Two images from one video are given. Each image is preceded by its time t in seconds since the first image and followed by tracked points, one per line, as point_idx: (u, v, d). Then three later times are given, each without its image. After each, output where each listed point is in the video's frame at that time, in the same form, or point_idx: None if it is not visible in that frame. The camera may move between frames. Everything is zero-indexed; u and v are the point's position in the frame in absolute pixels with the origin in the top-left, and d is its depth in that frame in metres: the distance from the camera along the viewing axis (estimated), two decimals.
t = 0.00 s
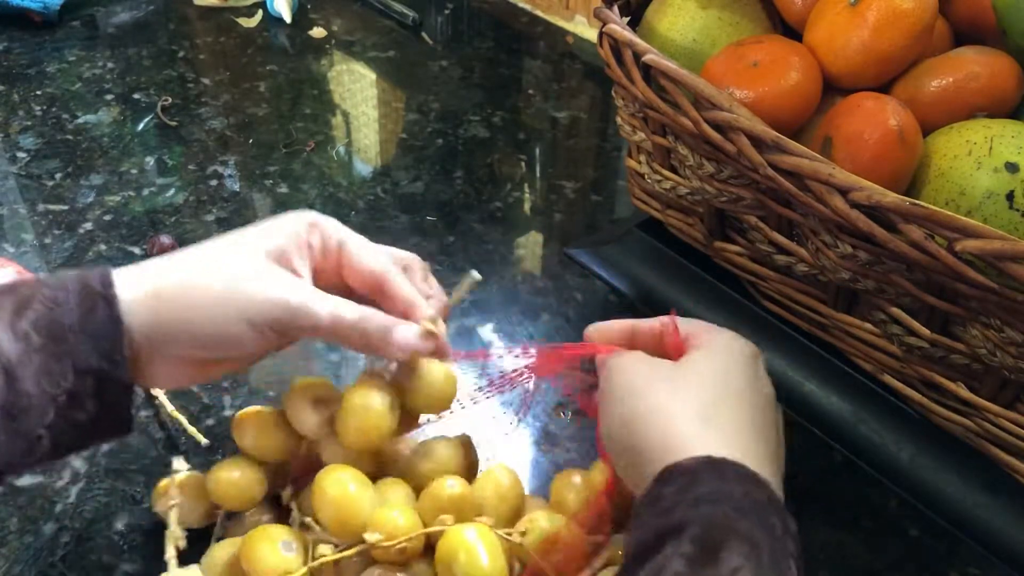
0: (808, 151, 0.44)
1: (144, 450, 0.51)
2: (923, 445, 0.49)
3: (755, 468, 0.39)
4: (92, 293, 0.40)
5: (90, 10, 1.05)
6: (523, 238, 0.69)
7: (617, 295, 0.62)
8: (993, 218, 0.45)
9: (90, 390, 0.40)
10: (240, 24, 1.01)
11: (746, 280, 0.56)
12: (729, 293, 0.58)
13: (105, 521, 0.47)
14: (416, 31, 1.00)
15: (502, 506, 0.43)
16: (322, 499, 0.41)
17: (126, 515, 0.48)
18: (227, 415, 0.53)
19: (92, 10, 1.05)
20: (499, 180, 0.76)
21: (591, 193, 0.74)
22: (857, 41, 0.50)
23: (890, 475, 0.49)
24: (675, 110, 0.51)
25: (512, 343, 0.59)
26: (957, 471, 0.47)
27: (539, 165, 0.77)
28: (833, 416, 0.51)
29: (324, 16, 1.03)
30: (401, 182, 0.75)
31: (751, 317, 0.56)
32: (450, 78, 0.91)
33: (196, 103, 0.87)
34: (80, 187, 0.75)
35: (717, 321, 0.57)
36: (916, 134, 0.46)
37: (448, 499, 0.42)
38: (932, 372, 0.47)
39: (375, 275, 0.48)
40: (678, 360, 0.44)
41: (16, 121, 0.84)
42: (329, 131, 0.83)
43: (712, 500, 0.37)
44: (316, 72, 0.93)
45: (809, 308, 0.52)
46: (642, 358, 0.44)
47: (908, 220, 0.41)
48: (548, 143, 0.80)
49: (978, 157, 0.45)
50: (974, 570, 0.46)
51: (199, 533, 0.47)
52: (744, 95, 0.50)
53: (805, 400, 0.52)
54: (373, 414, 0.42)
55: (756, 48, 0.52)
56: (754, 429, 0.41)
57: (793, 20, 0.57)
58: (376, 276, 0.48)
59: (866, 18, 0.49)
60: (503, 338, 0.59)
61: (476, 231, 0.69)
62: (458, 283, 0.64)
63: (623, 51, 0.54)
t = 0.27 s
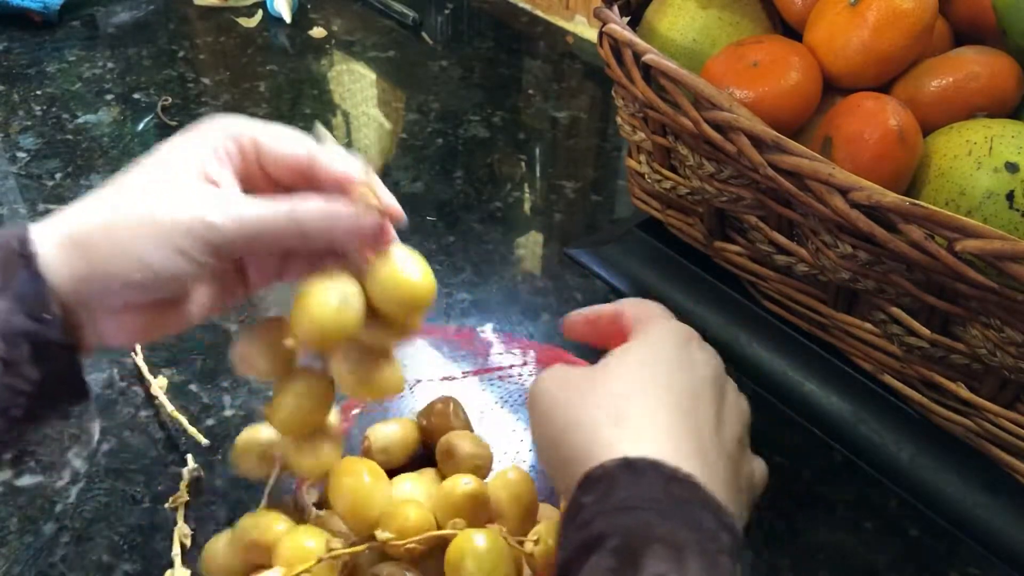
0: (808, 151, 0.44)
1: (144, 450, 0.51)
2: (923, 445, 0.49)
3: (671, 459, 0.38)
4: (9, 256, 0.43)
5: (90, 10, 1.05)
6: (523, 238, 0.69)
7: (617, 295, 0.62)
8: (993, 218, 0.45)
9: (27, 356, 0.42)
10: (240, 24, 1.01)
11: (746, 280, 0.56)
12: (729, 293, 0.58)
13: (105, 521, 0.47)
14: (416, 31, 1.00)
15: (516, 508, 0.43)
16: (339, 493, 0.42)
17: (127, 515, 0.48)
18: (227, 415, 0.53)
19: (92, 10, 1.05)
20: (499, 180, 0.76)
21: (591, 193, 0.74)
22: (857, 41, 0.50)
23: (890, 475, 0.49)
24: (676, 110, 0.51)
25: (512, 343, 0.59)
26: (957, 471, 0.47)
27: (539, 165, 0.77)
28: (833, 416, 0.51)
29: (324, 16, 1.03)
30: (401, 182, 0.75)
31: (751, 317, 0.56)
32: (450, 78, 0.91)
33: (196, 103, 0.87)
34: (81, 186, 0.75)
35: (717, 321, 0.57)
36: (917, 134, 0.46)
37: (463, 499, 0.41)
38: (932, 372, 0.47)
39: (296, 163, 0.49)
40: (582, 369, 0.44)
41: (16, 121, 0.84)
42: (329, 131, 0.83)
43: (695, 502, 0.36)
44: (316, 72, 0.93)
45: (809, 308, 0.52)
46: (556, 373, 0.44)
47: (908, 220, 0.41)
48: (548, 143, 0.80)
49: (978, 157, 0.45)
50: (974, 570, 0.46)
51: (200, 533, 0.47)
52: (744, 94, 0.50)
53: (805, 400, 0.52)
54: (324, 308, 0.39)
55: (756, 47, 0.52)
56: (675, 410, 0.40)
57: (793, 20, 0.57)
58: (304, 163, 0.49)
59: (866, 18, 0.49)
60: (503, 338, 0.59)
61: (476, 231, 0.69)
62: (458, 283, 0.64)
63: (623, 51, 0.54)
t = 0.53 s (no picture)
0: (808, 151, 0.44)
1: (144, 450, 0.51)
2: (923, 445, 0.49)
3: (660, 507, 0.36)
4: None
5: (90, 9, 1.05)
6: (523, 238, 0.69)
7: (617, 295, 0.62)
8: (993, 218, 0.45)
9: None
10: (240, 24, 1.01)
11: (746, 280, 0.56)
12: (729, 293, 0.58)
13: (105, 521, 0.47)
14: (416, 31, 1.00)
15: (539, 513, 0.44)
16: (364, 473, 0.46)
17: (127, 515, 0.48)
18: (227, 415, 0.53)
19: (92, 10, 1.05)
20: (499, 180, 0.75)
21: (592, 193, 0.74)
22: (857, 41, 0.50)
23: (890, 475, 0.49)
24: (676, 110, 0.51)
25: (512, 343, 0.59)
26: (957, 471, 0.47)
27: (539, 165, 0.77)
28: (833, 416, 0.51)
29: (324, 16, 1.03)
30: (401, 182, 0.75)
31: (751, 317, 0.56)
32: (450, 78, 0.91)
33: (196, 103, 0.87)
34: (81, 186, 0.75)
35: (717, 322, 0.57)
36: (917, 134, 0.46)
37: (481, 490, 0.44)
38: (932, 372, 0.47)
39: (209, 24, 0.43)
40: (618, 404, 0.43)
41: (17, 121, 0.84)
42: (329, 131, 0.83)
43: (703, 556, 0.35)
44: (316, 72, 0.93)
45: (809, 308, 0.52)
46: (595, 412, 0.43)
47: (908, 219, 0.41)
48: (548, 143, 0.80)
49: (978, 157, 0.45)
50: (975, 570, 0.45)
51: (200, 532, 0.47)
52: (744, 94, 0.50)
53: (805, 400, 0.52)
54: (246, 158, 0.33)
55: (756, 47, 0.52)
56: (682, 453, 0.39)
57: (793, 19, 0.57)
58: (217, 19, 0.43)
59: (866, 18, 0.49)
60: (503, 338, 0.59)
61: (476, 231, 0.69)
62: (458, 283, 0.64)
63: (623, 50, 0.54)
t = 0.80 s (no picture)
0: (808, 151, 0.44)
1: (143, 450, 0.51)
2: (923, 445, 0.49)
3: (707, 550, 0.33)
4: None
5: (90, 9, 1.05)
6: (523, 238, 0.69)
7: (617, 295, 0.62)
8: (993, 218, 0.45)
9: None
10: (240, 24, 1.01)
11: (746, 280, 0.56)
12: (729, 293, 0.58)
13: (105, 521, 0.47)
14: (416, 31, 1.00)
15: (559, 506, 0.43)
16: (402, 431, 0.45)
17: (127, 515, 0.48)
18: (227, 415, 0.53)
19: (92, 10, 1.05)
20: (499, 180, 0.75)
21: (592, 193, 0.74)
22: (857, 41, 0.50)
23: (890, 475, 0.49)
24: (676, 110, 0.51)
25: (512, 343, 0.59)
26: (956, 471, 0.47)
27: (539, 165, 0.77)
28: (832, 416, 0.51)
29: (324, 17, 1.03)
30: (401, 182, 0.75)
31: (751, 316, 0.56)
32: (450, 78, 0.91)
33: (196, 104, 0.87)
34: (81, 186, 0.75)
35: (718, 322, 0.57)
36: (917, 134, 0.46)
37: (504, 464, 0.43)
38: (932, 372, 0.47)
39: None
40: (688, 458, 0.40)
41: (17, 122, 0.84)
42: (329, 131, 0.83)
43: None
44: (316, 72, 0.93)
45: (809, 308, 0.52)
46: (633, 487, 0.39)
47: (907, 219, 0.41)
48: (548, 142, 0.80)
49: (978, 157, 0.45)
50: (975, 570, 0.45)
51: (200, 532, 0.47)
52: (744, 94, 0.50)
53: (805, 400, 0.52)
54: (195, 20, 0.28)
55: (756, 47, 0.52)
56: (733, 510, 0.36)
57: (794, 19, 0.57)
58: None
59: (866, 18, 0.49)
60: (503, 338, 0.59)
61: (476, 231, 0.69)
62: (458, 283, 0.64)
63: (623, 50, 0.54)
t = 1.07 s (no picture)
0: (808, 151, 0.44)
1: (143, 450, 0.51)
2: (923, 445, 0.49)
3: None
4: None
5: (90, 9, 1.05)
6: (523, 238, 0.69)
7: (618, 295, 0.62)
8: (993, 217, 0.45)
9: None
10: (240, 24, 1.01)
11: (746, 280, 0.56)
12: (729, 294, 0.58)
13: (105, 521, 0.47)
14: (416, 31, 1.00)
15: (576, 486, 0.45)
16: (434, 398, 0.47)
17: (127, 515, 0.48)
18: (227, 415, 0.53)
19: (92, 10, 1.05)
20: (499, 180, 0.76)
21: (591, 193, 0.74)
22: (858, 40, 0.50)
23: (890, 475, 0.49)
24: (676, 110, 0.51)
25: (512, 343, 0.59)
26: (956, 471, 0.47)
27: (539, 165, 0.77)
28: (832, 416, 0.51)
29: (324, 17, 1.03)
30: (401, 182, 0.75)
31: (751, 317, 0.56)
32: (450, 78, 0.91)
33: (196, 104, 0.87)
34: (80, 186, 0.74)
35: (718, 322, 0.57)
36: (917, 134, 0.47)
37: (526, 436, 0.45)
38: (932, 372, 0.47)
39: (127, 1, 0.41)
40: (741, 510, 0.39)
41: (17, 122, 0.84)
42: (329, 131, 0.83)
43: None
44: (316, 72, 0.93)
45: (809, 308, 0.52)
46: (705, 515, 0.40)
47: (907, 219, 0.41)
48: (548, 142, 0.80)
49: (978, 157, 0.46)
50: (974, 570, 0.45)
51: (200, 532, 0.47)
52: (744, 94, 0.50)
53: (805, 400, 0.52)
54: None
55: (757, 47, 0.52)
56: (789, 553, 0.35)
57: (794, 19, 0.57)
58: None
59: (866, 18, 0.49)
60: (503, 338, 0.59)
61: (476, 231, 0.69)
62: (458, 283, 0.64)
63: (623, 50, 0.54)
